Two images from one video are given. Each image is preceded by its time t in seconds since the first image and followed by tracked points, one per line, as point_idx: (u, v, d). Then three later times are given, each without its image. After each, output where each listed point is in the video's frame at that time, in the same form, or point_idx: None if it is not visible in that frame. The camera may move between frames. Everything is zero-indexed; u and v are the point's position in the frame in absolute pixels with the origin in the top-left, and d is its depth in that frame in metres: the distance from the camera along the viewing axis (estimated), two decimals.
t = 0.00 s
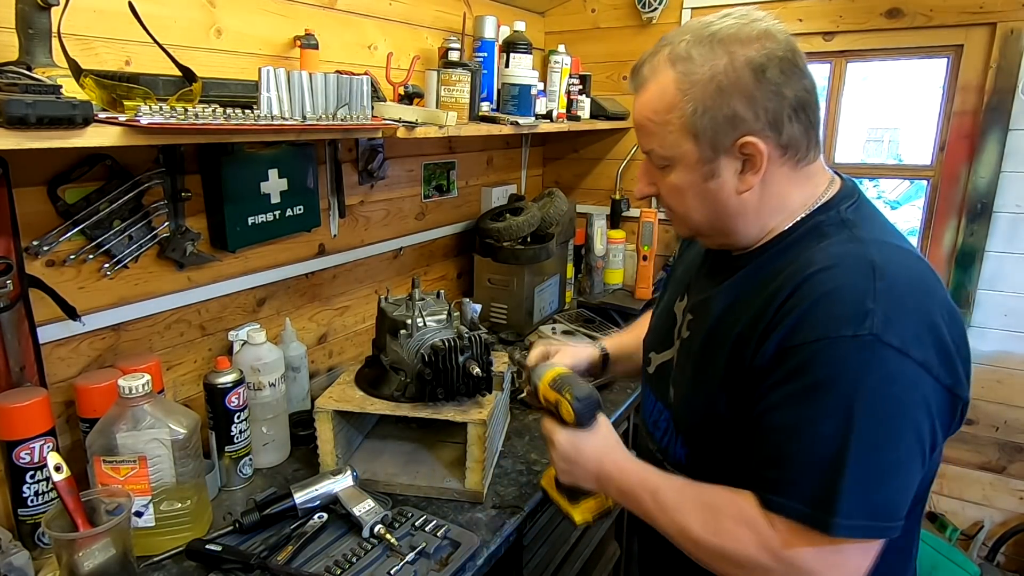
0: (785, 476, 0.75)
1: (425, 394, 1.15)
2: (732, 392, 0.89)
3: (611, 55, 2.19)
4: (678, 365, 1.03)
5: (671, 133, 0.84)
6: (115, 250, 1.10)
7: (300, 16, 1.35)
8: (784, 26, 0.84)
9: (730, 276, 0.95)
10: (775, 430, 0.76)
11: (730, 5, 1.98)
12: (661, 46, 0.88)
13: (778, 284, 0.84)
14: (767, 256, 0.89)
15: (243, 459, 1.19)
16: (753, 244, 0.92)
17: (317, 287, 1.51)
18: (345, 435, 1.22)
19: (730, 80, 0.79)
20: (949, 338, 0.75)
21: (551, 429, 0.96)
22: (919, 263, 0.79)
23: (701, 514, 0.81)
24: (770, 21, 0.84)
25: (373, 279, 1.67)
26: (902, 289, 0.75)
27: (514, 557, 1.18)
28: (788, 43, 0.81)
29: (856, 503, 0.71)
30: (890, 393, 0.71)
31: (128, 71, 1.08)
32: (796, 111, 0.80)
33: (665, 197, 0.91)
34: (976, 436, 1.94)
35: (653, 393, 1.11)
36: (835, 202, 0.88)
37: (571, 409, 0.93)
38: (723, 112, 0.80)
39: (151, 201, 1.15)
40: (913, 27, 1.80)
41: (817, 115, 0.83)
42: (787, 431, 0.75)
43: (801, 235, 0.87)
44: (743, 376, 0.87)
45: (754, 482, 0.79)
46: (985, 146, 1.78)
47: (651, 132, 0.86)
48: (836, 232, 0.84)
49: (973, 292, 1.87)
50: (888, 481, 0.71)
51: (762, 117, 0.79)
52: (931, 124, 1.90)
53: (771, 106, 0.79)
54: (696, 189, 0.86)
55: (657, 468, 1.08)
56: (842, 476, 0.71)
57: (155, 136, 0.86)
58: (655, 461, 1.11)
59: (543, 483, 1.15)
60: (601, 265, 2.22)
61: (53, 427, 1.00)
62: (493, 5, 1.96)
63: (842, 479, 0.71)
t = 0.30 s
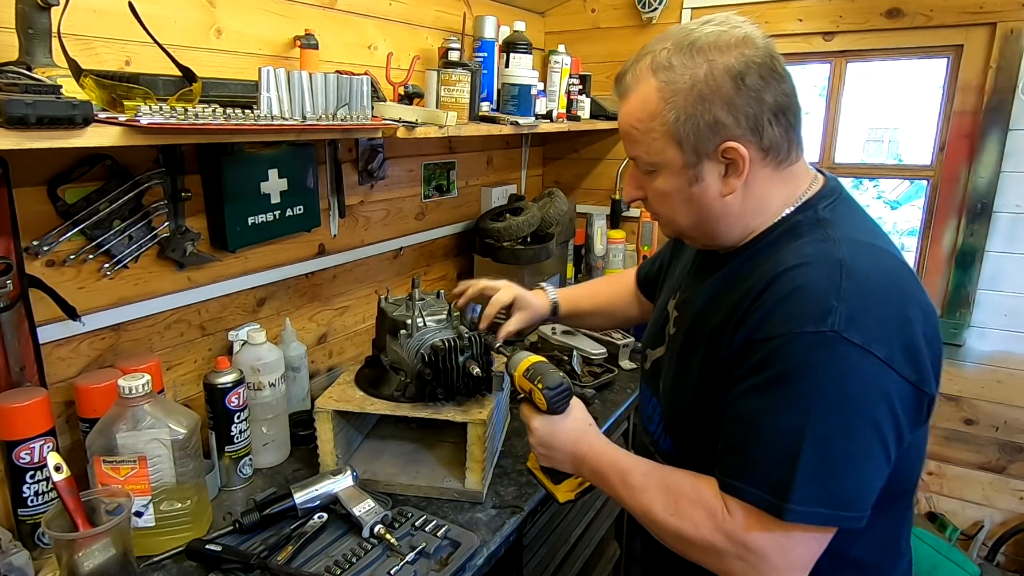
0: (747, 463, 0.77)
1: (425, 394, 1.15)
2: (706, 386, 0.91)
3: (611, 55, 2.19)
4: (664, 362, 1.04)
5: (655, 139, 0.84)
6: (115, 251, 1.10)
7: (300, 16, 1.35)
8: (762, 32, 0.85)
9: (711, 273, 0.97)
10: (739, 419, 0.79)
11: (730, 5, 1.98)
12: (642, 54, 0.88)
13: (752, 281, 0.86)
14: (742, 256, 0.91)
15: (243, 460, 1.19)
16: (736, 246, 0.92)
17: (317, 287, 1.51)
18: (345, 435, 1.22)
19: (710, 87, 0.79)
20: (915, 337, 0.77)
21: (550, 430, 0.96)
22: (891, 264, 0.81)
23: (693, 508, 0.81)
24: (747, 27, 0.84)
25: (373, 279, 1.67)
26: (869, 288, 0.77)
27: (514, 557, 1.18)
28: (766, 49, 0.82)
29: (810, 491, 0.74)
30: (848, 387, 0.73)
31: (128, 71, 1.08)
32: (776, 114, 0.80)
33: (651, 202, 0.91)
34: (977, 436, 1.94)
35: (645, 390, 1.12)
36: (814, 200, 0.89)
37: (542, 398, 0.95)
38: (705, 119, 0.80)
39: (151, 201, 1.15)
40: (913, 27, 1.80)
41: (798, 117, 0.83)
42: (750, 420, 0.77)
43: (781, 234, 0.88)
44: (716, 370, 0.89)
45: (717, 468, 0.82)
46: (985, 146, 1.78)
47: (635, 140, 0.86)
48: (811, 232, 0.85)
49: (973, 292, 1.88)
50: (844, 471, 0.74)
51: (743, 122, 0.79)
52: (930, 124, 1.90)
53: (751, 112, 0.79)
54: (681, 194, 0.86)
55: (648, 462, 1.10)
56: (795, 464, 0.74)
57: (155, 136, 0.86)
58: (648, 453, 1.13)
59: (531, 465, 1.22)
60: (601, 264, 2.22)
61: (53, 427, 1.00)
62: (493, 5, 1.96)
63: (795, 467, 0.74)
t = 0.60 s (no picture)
0: (747, 449, 0.78)
1: (425, 394, 1.15)
2: (701, 376, 0.92)
3: (611, 55, 2.19)
4: (659, 356, 1.05)
5: (648, 138, 0.84)
6: (115, 251, 1.10)
7: (300, 16, 1.35)
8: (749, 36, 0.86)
9: (703, 267, 0.97)
10: (736, 408, 0.79)
11: (730, 5, 1.98)
12: (635, 55, 0.88)
13: (746, 273, 0.86)
14: (734, 250, 0.91)
15: (243, 460, 1.19)
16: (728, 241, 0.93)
17: (317, 287, 1.51)
18: (345, 435, 1.22)
19: (701, 87, 0.80)
20: (906, 321, 0.77)
21: (549, 430, 0.96)
22: (880, 251, 0.81)
23: (693, 504, 0.81)
24: (735, 30, 0.85)
25: (373, 279, 1.67)
26: (860, 275, 0.77)
27: (514, 557, 1.18)
28: (753, 51, 0.82)
29: (811, 473, 0.74)
30: (843, 371, 0.73)
31: (128, 71, 1.08)
32: (765, 113, 0.81)
33: (645, 199, 0.91)
34: (976, 436, 1.94)
35: (639, 384, 1.12)
36: (802, 195, 0.89)
37: (545, 399, 0.94)
38: (696, 117, 0.80)
39: (151, 201, 1.15)
40: (913, 27, 1.81)
41: (785, 117, 0.84)
42: (748, 408, 0.78)
43: (771, 228, 0.88)
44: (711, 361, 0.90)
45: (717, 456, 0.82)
46: (985, 146, 1.78)
47: (628, 138, 0.86)
48: (801, 224, 0.86)
49: (973, 292, 1.88)
50: (842, 453, 0.74)
51: (733, 120, 0.80)
52: (930, 124, 1.90)
53: (741, 110, 0.80)
54: (674, 190, 0.86)
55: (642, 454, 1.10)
56: (795, 447, 0.74)
57: (155, 136, 0.86)
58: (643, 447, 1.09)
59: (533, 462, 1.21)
60: (601, 264, 2.22)
61: (53, 427, 1.00)
62: (493, 5, 1.96)
63: (795, 450, 0.74)
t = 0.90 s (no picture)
0: (748, 443, 0.77)
1: (425, 394, 1.15)
2: (701, 372, 0.92)
3: (611, 55, 2.19)
4: (657, 353, 1.04)
5: (648, 134, 0.84)
6: (115, 251, 1.10)
7: (300, 16, 1.35)
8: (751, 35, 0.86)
9: (702, 264, 0.97)
10: (737, 404, 0.79)
11: (730, 5, 1.98)
12: (638, 52, 0.88)
13: (746, 269, 0.86)
14: (733, 246, 0.91)
15: (243, 460, 1.19)
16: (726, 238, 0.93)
17: (317, 287, 1.51)
18: (345, 435, 1.22)
19: (704, 84, 0.80)
20: (905, 316, 0.78)
21: (550, 431, 0.96)
22: (877, 247, 0.82)
23: (693, 503, 0.81)
24: (738, 29, 0.85)
25: (373, 279, 1.67)
26: (860, 270, 0.78)
27: (514, 557, 1.18)
28: (755, 50, 0.83)
29: (814, 466, 0.74)
30: (845, 365, 0.73)
31: (128, 71, 1.08)
32: (765, 112, 0.81)
33: (644, 196, 0.91)
34: (977, 436, 1.94)
35: (636, 382, 1.12)
36: (800, 193, 0.89)
37: (534, 385, 0.94)
38: (698, 115, 0.80)
39: (151, 201, 1.15)
40: (913, 27, 1.80)
41: (784, 117, 0.84)
42: (749, 403, 0.78)
43: (769, 226, 0.88)
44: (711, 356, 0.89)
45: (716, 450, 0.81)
46: (985, 146, 1.78)
47: (629, 135, 0.86)
48: (800, 221, 0.86)
49: (973, 292, 1.88)
50: (843, 446, 0.74)
51: (734, 119, 0.80)
52: (930, 124, 1.90)
53: (742, 108, 0.80)
54: (674, 187, 0.86)
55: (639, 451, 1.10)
56: (798, 441, 0.74)
57: (155, 136, 0.86)
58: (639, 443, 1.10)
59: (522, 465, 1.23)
60: (601, 264, 2.22)
61: (53, 427, 1.00)
62: (493, 5, 1.96)
63: (798, 444, 0.74)
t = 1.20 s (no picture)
0: (747, 446, 0.77)
1: (425, 394, 1.15)
2: (699, 374, 0.92)
3: (611, 55, 2.19)
4: (655, 354, 1.04)
5: (648, 134, 0.84)
6: (115, 251, 1.10)
7: (300, 16, 1.35)
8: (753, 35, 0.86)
9: (700, 265, 0.97)
10: (736, 406, 0.79)
11: (730, 5, 1.98)
12: (638, 50, 0.88)
13: (745, 271, 0.86)
14: (732, 248, 0.91)
15: (243, 460, 1.19)
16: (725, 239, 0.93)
17: (317, 287, 1.51)
18: (345, 435, 1.22)
19: (703, 84, 0.80)
20: (903, 318, 0.78)
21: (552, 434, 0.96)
22: (876, 249, 0.82)
23: (691, 504, 0.81)
24: (738, 29, 0.85)
25: (373, 279, 1.67)
26: (859, 273, 0.78)
27: (513, 557, 1.18)
28: (756, 51, 0.83)
29: (813, 469, 0.74)
30: (844, 368, 0.74)
31: (128, 71, 1.08)
32: (765, 113, 0.81)
33: (643, 196, 0.91)
34: (976, 436, 1.94)
35: (634, 383, 1.12)
36: (799, 194, 0.89)
37: (546, 383, 0.96)
38: (697, 115, 0.80)
39: (151, 201, 1.15)
40: (913, 27, 1.80)
41: (784, 118, 0.84)
42: (748, 406, 0.77)
43: (768, 227, 0.88)
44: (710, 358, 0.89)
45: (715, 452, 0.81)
46: (985, 146, 1.78)
47: (628, 134, 0.86)
48: (800, 223, 0.86)
49: (973, 292, 1.88)
50: (841, 449, 0.74)
51: (733, 119, 0.80)
52: (930, 124, 1.90)
53: (742, 109, 0.80)
54: (672, 187, 0.86)
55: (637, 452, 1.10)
56: (797, 444, 0.74)
57: (155, 136, 0.86)
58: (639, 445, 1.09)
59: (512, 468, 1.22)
60: (601, 264, 2.22)
61: (53, 427, 1.00)
62: (493, 5, 1.96)
63: (797, 446, 0.74)
